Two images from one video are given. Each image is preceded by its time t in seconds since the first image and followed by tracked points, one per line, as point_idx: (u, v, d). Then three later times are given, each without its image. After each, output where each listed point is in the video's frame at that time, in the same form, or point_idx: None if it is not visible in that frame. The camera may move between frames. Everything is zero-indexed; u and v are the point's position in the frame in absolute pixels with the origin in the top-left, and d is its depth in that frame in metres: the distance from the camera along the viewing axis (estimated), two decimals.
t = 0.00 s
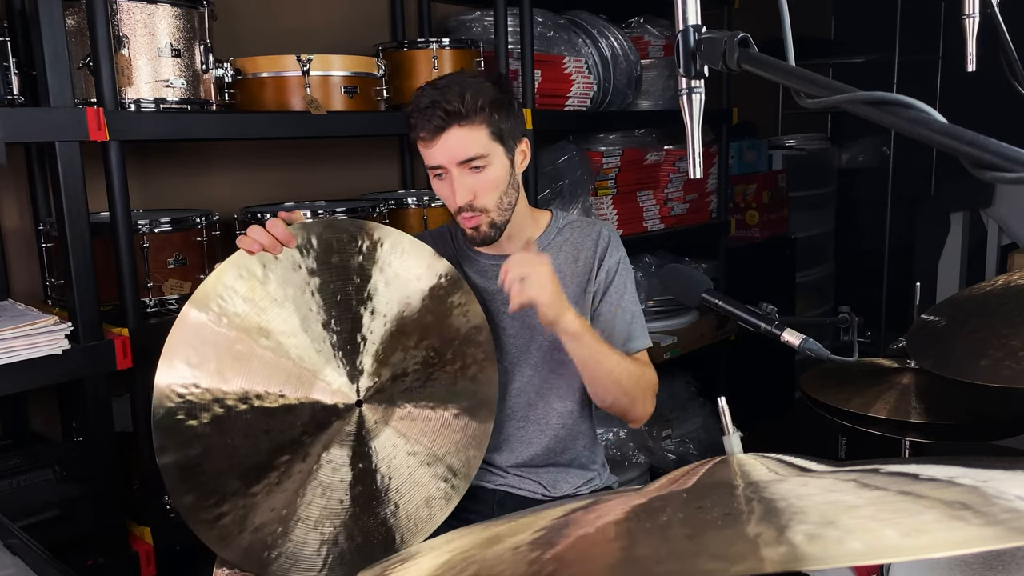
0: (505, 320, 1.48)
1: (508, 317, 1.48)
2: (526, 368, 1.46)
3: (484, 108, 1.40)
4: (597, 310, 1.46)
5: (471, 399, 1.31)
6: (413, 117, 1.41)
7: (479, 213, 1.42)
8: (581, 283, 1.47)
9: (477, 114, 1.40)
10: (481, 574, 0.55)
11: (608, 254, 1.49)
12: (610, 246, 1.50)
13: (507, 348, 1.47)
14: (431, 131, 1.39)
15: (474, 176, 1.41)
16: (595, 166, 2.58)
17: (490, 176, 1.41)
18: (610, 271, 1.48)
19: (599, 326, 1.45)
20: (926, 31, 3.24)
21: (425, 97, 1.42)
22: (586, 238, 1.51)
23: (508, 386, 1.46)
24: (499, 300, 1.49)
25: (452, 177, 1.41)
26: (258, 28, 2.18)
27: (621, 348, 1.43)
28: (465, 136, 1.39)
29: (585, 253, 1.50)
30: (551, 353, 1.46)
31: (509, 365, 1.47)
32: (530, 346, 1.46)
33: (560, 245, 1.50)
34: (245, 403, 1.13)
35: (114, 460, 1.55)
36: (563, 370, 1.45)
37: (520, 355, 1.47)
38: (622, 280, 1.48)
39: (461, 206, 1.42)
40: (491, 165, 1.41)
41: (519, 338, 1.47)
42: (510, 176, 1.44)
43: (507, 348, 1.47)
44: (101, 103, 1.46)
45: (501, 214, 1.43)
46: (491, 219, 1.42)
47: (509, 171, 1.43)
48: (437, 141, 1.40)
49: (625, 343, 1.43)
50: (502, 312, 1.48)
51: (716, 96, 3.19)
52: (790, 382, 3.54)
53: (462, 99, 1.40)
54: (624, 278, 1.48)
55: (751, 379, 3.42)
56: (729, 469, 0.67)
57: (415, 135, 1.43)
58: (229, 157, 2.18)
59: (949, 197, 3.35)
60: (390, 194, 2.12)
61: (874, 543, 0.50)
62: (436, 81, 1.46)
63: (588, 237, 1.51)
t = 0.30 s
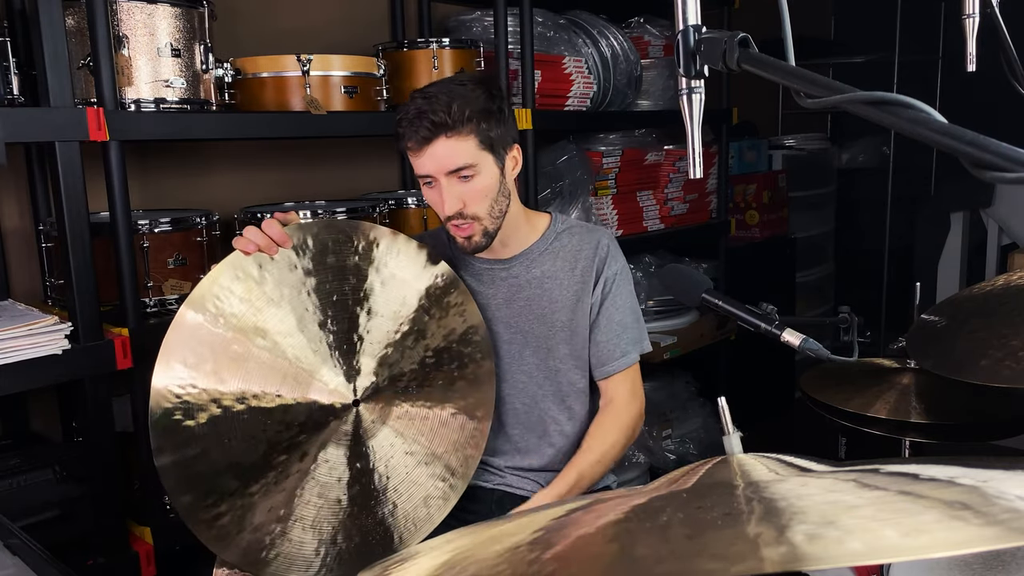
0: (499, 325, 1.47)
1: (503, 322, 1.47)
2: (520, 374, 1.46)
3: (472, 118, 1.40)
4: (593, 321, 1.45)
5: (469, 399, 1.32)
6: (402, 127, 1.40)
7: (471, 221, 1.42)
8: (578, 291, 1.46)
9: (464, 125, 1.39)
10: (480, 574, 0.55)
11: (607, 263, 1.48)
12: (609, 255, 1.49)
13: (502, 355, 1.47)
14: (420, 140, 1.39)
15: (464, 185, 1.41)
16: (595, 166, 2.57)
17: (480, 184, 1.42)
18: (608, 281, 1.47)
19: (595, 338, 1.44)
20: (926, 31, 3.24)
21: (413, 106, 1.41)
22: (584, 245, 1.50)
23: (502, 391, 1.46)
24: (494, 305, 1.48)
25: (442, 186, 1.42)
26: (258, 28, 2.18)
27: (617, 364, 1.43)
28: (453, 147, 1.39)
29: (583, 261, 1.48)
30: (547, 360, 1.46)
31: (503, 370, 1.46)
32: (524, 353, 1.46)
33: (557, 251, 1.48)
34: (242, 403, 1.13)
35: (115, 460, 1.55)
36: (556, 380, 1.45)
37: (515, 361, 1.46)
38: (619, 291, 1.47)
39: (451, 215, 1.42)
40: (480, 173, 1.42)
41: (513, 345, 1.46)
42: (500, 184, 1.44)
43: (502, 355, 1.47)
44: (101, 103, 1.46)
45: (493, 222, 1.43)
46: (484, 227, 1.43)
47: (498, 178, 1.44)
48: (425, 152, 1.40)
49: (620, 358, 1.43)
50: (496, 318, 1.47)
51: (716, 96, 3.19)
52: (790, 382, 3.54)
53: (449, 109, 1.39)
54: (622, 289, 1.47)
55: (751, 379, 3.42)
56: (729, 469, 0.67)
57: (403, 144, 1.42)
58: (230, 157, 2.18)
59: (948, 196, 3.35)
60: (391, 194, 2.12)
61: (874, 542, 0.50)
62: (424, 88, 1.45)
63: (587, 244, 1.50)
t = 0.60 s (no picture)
0: (496, 326, 1.46)
1: (499, 324, 1.46)
2: (517, 376, 1.45)
3: (504, 89, 1.47)
4: (591, 321, 1.46)
5: (463, 400, 1.32)
6: (428, 86, 1.44)
7: (484, 189, 1.45)
8: (577, 292, 1.47)
9: (497, 92, 1.45)
10: (480, 574, 0.55)
11: (605, 265, 1.49)
12: (606, 256, 1.50)
13: (499, 357, 1.46)
14: (447, 99, 1.43)
15: (483, 151, 1.45)
16: (595, 166, 2.58)
17: (499, 152, 1.46)
18: (605, 283, 1.48)
19: (593, 340, 1.45)
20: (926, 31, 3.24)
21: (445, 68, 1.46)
22: (580, 247, 1.50)
23: (499, 392, 1.46)
24: (491, 307, 1.47)
25: (460, 148, 1.45)
26: (258, 28, 2.18)
27: (617, 366, 1.44)
28: (484, 109, 1.44)
29: (581, 262, 1.49)
30: (544, 362, 1.45)
31: (500, 372, 1.46)
32: (522, 355, 1.45)
33: (554, 253, 1.49)
34: (236, 409, 1.13)
35: (115, 460, 1.54)
36: (555, 382, 1.45)
37: (511, 363, 1.45)
38: (616, 292, 1.48)
39: (466, 178, 1.44)
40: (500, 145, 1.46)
41: (511, 347, 1.46)
42: (515, 164, 1.49)
43: (499, 356, 1.46)
44: (101, 103, 1.46)
45: (506, 196, 1.46)
46: (496, 198, 1.45)
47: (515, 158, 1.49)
48: (454, 108, 1.43)
49: (619, 359, 1.44)
50: (492, 320, 1.47)
51: (716, 96, 3.19)
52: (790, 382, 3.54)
53: (487, 73, 1.45)
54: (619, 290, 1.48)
55: (751, 379, 3.42)
56: (728, 469, 0.67)
57: (427, 103, 1.45)
58: (230, 157, 2.18)
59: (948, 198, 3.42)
60: (391, 194, 2.12)
61: (874, 543, 0.50)
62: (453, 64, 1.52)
63: (584, 245, 1.51)
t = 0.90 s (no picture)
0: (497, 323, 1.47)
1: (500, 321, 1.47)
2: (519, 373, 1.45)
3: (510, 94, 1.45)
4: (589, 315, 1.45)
5: (467, 400, 1.32)
6: (432, 92, 1.42)
7: (492, 194, 1.44)
8: (575, 287, 1.47)
9: (503, 98, 1.44)
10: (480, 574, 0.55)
11: (603, 259, 1.49)
12: (605, 251, 1.50)
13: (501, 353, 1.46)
14: (452, 105, 1.42)
15: (490, 156, 1.44)
16: (595, 166, 2.58)
17: (506, 156, 1.44)
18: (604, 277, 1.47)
19: (592, 333, 1.43)
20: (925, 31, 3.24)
21: (449, 71, 1.44)
22: (581, 243, 1.51)
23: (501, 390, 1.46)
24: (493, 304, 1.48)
25: (467, 154, 1.43)
26: (258, 28, 2.18)
27: (616, 357, 1.42)
28: (490, 114, 1.42)
29: (580, 258, 1.49)
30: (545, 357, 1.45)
31: (503, 369, 1.46)
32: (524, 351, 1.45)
33: (555, 250, 1.49)
34: (242, 406, 1.13)
35: (115, 460, 1.54)
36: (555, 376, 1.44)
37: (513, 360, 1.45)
38: (617, 287, 1.47)
39: (475, 184, 1.43)
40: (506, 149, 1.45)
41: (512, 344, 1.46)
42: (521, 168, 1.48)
43: (501, 354, 1.46)
44: (101, 103, 1.46)
45: (513, 199, 1.46)
46: (503, 202, 1.44)
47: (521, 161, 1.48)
48: (460, 116, 1.42)
49: (619, 351, 1.42)
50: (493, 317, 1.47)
51: (716, 96, 3.19)
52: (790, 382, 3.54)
53: (492, 77, 1.44)
54: (619, 285, 1.47)
55: (751, 379, 3.42)
56: (729, 469, 0.67)
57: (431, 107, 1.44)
58: (230, 157, 2.18)
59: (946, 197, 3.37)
60: (391, 194, 2.12)
61: (874, 542, 0.50)
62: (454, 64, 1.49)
63: (584, 242, 1.51)
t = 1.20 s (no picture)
0: (497, 324, 1.47)
1: (501, 322, 1.47)
2: (519, 374, 1.46)
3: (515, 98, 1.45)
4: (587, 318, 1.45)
5: (469, 400, 1.32)
6: (438, 96, 1.42)
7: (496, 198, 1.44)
8: (575, 290, 1.47)
9: (509, 102, 1.44)
10: (481, 574, 0.55)
11: (604, 261, 1.48)
12: (606, 254, 1.50)
13: (501, 354, 1.47)
14: (459, 109, 1.41)
15: (495, 160, 1.44)
16: (595, 166, 2.58)
17: (511, 160, 1.45)
18: (605, 280, 1.47)
19: (592, 337, 1.43)
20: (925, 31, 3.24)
21: (454, 74, 1.44)
22: (581, 245, 1.50)
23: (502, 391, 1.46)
24: (493, 305, 1.48)
25: (473, 158, 1.44)
26: (258, 28, 2.18)
27: (615, 362, 1.42)
28: (496, 119, 1.42)
29: (581, 260, 1.49)
30: (545, 359, 1.45)
31: (502, 370, 1.46)
32: (523, 352, 1.45)
33: (556, 252, 1.49)
34: (244, 403, 1.13)
35: (115, 460, 1.54)
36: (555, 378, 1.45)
37: (513, 361, 1.46)
38: (617, 290, 1.47)
39: (480, 188, 1.44)
40: (510, 153, 1.45)
41: (513, 345, 1.46)
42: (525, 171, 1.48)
43: (501, 355, 1.46)
44: (101, 103, 1.46)
45: (517, 202, 1.46)
46: (507, 205, 1.44)
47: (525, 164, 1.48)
48: (465, 120, 1.42)
49: (618, 356, 1.42)
50: (494, 318, 1.47)
51: (716, 96, 3.19)
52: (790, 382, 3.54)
53: (498, 81, 1.43)
54: (619, 288, 1.47)
55: (751, 378, 3.42)
56: (729, 469, 0.67)
57: (436, 110, 1.43)
58: (229, 157, 2.18)
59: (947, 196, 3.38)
60: (391, 194, 2.12)
61: (874, 542, 0.50)
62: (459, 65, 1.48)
63: (585, 244, 1.50)
